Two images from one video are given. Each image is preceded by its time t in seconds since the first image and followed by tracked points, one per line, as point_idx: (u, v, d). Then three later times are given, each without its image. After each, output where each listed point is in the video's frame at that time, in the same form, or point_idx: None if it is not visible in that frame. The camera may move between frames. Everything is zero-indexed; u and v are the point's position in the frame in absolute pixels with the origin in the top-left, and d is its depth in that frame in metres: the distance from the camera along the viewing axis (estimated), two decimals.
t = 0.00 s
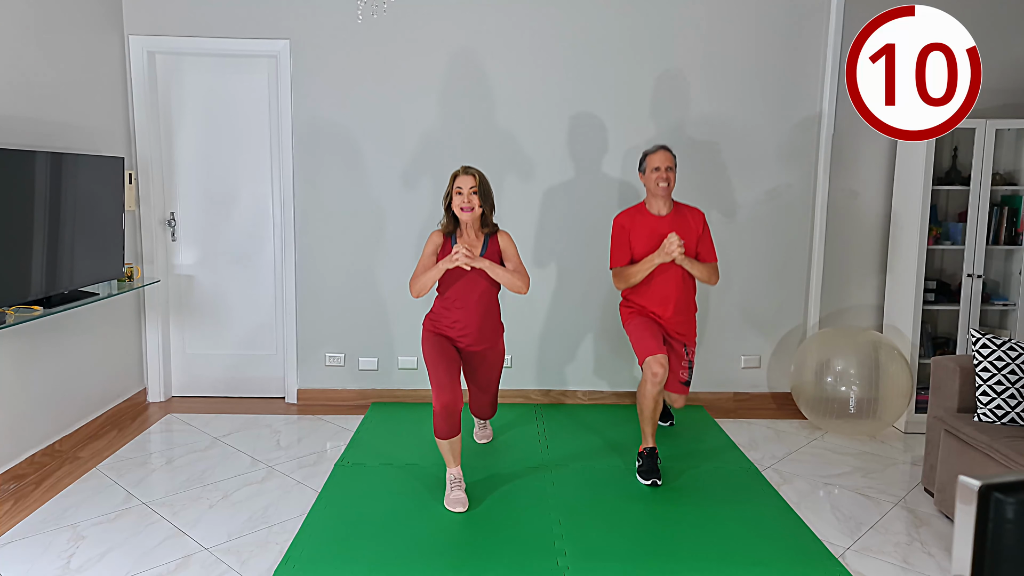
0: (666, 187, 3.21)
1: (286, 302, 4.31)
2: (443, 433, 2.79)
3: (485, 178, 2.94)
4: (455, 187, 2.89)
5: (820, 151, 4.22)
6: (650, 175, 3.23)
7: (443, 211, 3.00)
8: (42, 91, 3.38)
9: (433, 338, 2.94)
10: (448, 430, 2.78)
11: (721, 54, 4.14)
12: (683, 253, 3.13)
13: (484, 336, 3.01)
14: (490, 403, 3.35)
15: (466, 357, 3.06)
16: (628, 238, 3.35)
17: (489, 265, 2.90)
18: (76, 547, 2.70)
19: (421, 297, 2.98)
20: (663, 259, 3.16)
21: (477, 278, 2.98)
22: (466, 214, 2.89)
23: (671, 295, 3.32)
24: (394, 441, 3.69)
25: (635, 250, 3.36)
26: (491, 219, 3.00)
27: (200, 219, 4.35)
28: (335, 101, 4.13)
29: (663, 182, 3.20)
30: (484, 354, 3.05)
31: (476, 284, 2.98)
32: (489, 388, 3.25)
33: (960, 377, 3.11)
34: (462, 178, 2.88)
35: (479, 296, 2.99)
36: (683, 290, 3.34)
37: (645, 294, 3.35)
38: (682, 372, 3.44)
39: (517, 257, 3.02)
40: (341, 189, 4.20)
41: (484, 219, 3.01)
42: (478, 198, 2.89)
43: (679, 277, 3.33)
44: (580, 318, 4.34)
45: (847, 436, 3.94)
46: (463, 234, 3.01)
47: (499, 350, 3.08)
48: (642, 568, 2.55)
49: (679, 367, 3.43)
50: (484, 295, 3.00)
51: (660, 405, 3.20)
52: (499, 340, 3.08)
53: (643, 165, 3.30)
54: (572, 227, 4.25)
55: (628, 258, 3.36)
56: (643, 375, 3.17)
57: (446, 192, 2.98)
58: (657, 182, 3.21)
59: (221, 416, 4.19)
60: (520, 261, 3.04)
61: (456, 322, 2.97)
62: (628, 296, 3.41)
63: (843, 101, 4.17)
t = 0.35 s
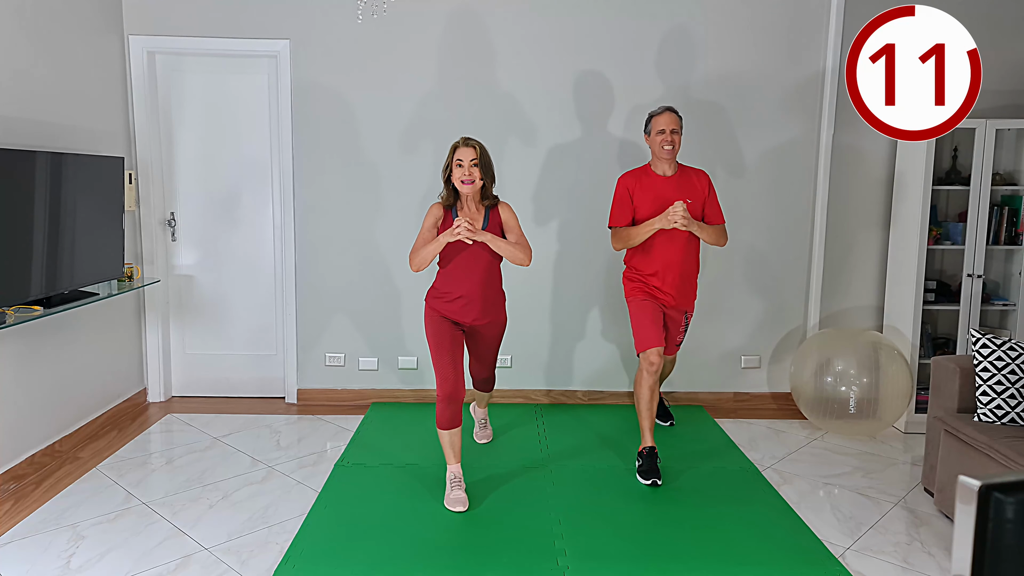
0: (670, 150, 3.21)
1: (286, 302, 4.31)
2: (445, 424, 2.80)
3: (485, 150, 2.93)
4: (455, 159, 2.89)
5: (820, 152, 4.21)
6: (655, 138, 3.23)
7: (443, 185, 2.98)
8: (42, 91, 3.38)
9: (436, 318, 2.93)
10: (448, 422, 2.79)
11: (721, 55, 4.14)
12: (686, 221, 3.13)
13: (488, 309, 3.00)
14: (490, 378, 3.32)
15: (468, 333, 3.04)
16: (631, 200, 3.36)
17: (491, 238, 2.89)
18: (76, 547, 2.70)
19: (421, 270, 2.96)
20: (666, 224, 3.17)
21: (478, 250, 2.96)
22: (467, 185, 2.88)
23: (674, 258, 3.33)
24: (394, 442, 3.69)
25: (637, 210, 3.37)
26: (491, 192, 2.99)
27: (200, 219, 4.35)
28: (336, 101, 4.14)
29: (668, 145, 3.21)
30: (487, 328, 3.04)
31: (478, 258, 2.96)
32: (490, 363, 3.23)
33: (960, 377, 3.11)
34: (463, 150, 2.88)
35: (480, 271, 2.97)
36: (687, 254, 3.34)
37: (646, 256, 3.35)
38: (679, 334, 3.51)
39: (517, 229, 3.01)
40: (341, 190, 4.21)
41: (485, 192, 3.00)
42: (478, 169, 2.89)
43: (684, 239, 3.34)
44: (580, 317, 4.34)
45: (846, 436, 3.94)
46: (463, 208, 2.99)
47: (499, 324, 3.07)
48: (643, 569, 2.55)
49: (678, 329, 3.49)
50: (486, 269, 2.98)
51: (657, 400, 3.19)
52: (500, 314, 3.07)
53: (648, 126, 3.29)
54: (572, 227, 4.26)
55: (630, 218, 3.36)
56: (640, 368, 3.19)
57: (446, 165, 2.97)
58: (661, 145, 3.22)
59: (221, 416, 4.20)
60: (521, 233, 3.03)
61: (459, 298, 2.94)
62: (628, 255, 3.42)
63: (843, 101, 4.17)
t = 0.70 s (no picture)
0: (671, 166, 3.21)
1: (286, 302, 4.31)
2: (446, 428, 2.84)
3: (491, 151, 2.92)
4: (459, 158, 2.87)
5: (820, 151, 4.21)
6: (656, 152, 3.23)
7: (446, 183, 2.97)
8: (42, 91, 3.38)
9: (433, 321, 2.92)
10: (449, 424, 2.82)
11: (721, 55, 4.14)
12: (685, 239, 3.13)
13: (486, 311, 2.99)
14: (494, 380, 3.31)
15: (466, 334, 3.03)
16: (630, 214, 3.36)
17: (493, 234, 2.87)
18: (76, 547, 2.70)
19: (420, 266, 2.95)
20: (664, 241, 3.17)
21: (478, 248, 2.94)
22: (471, 186, 2.88)
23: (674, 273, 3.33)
24: (394, 442, 3.69)
25: (636, 224, 3.37)
26: (494, 192, 2.99)
27: (200, 219, 4.35)
28: (336, 101, 4.14)
29: (669, 161, 3.21)
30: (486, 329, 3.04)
31: (478, 256, 2.95)
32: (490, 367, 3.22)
33: (960, 377, 3.11)
34: (468, 149, 2.87)
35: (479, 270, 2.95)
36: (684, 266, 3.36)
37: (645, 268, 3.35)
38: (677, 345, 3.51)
39: (519, 229, 2.99)
40: (341, 189, 4.20)
41: (487, 193, 2.99)
42: (483, 170, 2.88)
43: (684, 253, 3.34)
44: (580, 317, 4.34)
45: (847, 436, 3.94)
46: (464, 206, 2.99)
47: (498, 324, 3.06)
48: (642, 569, 2.55)
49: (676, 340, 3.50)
50: (486, 269, 2.97)
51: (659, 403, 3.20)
52: (498, 315, 3.06)
53: (650, 140, 3.28)
54: (572, 227, 4.26)
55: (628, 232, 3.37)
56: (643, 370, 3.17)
57: (449, 163, 2.96)
58: (662, 160, 3.22)
59: (221, 416, 4.20)
60: (523, 233, 3.02)
61: (457, 300, 2.93)
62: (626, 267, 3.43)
63: (843, 101, 4.17)
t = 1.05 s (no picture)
0: (665, 115, 3.22)
1: (286, 302, 4.31)
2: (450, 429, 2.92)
3: (495, 139, 2.84)
4: (464, 149, 2.79)
5: (821, 151, 4.21)
6: (649, 103, 3.24)
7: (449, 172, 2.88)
8: (42, 92, 3.38)
9: (436, 314, 2.87)
10: (453, 424, 2.91)
11: (720, 55, 4.14)
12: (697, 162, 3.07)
13: (489, 304, 2.86)
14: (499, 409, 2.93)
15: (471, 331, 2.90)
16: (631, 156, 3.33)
17: (503, 227, 2.81)
18: (76, 547, 2.70)
19: (427, 260, 2.87)
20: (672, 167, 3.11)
21: (488, 241, 2.88)
22: (477, 177, 2.83)
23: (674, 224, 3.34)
24: (394, 442, 3.69)
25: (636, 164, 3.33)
26: (499, 180, 2.92)
27: (200, 219, 4.34)
28: (336, 101, 4.13)
29: (661, 111, 3.22)
30: (492, 321, 2.88)
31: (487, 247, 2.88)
32: (497, 382, 2.88)
33: (959, 377, 3.11)
34: (472, 139, 2.79)
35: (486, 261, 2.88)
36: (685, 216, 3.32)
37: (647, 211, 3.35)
38: (687, 303, 3.35)
39: (527, 218, 2.94)
40: (341, 189, 4.20)
41: (492, 180, 2.92)
42: (489, 161, 2.81)
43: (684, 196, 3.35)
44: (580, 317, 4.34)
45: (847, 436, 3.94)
46: (469, 196, 2.91)
47: (505, 324, 2.91)
48: (642, 569, 2.55)
49: (684, 300, 3.35)
50: (493, 258, 2.89)
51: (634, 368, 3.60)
52: (503, 307, 2.92)
53: (641, 90, 3.28)
54: (572, 227, 4.26)
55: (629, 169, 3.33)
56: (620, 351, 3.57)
57: (452, 151, 2.87)
58: (656, 111, 3.23)
59: (221, 416, 4.20)
60: (531, 222, 2.96)
61: (459, 291, 2.85)
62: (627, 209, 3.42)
63: (843, 101, 4.17)
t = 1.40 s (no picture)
0: (660, 185, 3.21)
1: (286, 302, 4.31)
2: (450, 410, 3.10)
3: (505, 137, 2.86)
4: (473, 145, 2.82)
5: (821, 151, 4.21)
6: (644, 172, 3.24)
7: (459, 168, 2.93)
8: (42, 92, 3.38)
9: (440, 311, 2.97)
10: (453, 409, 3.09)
11: (720, 55, 4.14)
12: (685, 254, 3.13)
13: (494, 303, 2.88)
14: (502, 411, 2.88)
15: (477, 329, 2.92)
16: (623, 231, 3.38)
17: (508, 224, 2.82)
18: (76, 547, 2.70)
19: (434, 255, 2.92)
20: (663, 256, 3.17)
21: (492, 238, 2.89)
22: (484, 174, 2.83)
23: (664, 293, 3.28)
24: (394, 442, 3.69)
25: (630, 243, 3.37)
26: (508, 179, 2.93)
27: (200, 219, 4.35)
28: (336, 101, 4.14)
29: (657, 180, 3.21)
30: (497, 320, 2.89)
31: (491, 244, 2.89)
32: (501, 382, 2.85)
33: (960, 377, 3.11)
34: (481, 136, 2.81)
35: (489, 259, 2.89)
36: (682, 291, 3.28)
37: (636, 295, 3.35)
38: (673, 340, 3.17)
39: (534, 218, 2.93)
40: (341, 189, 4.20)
41: (501, 179, 2.93)
42: (496, 157, 2.83)
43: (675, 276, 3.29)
44: (580, 317, 4.34)
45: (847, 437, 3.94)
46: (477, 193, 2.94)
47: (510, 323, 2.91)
48: (642, 569, 2.55)
49: (670, 337, 3.19)
50: (497, 256, 2.90)
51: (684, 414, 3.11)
52: (510, 306, 2.93)
53: (639, 160, 3.30)
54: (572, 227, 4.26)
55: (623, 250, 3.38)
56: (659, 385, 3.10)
57: (462, 148, 2.90)
58: (650, 180, 3.22)
59: (221, 416, 4.19)
60: (538, 223, 2.95)
61: (461, 291, 2.90)
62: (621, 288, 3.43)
63: (843, 101, 4.17)
